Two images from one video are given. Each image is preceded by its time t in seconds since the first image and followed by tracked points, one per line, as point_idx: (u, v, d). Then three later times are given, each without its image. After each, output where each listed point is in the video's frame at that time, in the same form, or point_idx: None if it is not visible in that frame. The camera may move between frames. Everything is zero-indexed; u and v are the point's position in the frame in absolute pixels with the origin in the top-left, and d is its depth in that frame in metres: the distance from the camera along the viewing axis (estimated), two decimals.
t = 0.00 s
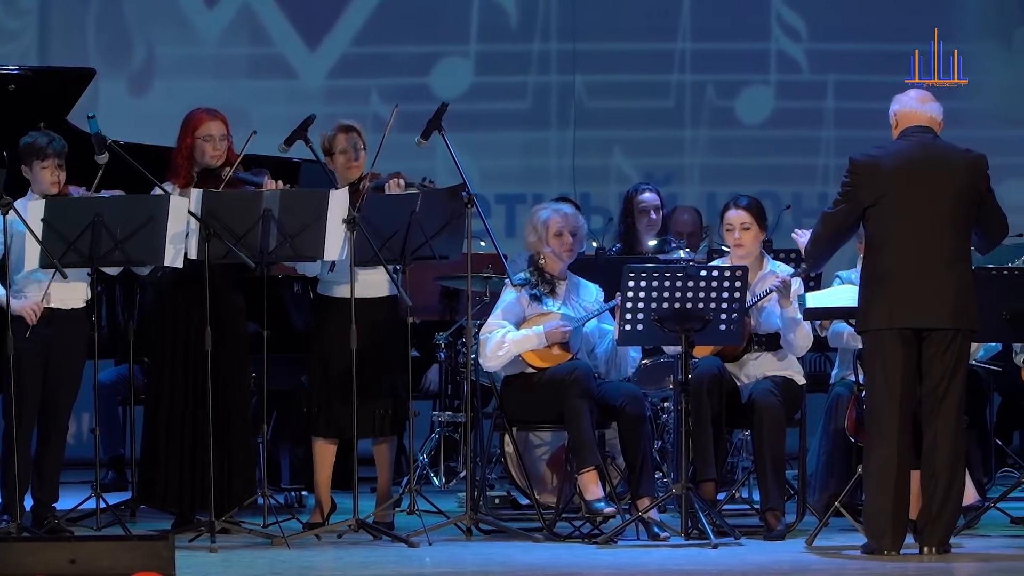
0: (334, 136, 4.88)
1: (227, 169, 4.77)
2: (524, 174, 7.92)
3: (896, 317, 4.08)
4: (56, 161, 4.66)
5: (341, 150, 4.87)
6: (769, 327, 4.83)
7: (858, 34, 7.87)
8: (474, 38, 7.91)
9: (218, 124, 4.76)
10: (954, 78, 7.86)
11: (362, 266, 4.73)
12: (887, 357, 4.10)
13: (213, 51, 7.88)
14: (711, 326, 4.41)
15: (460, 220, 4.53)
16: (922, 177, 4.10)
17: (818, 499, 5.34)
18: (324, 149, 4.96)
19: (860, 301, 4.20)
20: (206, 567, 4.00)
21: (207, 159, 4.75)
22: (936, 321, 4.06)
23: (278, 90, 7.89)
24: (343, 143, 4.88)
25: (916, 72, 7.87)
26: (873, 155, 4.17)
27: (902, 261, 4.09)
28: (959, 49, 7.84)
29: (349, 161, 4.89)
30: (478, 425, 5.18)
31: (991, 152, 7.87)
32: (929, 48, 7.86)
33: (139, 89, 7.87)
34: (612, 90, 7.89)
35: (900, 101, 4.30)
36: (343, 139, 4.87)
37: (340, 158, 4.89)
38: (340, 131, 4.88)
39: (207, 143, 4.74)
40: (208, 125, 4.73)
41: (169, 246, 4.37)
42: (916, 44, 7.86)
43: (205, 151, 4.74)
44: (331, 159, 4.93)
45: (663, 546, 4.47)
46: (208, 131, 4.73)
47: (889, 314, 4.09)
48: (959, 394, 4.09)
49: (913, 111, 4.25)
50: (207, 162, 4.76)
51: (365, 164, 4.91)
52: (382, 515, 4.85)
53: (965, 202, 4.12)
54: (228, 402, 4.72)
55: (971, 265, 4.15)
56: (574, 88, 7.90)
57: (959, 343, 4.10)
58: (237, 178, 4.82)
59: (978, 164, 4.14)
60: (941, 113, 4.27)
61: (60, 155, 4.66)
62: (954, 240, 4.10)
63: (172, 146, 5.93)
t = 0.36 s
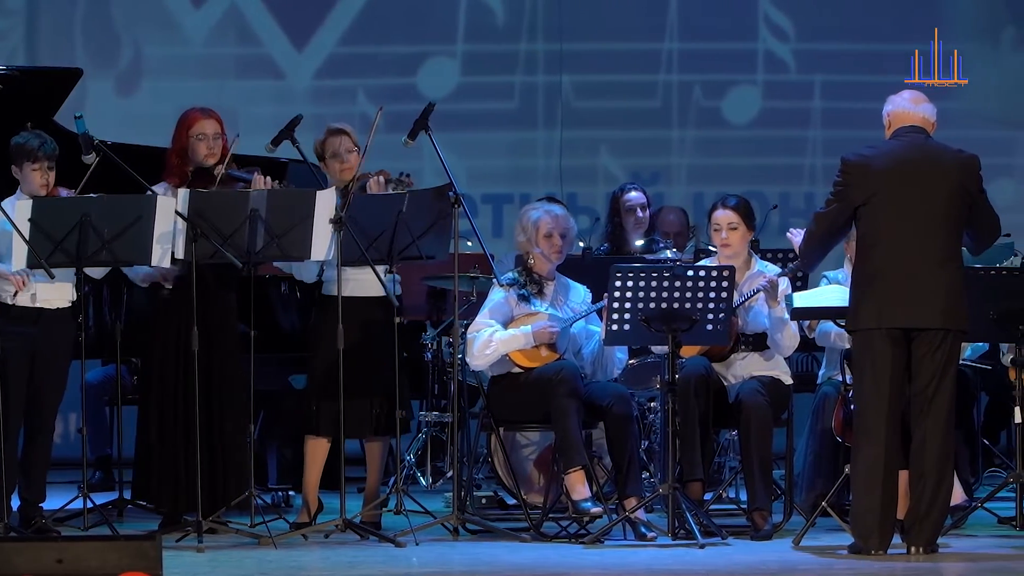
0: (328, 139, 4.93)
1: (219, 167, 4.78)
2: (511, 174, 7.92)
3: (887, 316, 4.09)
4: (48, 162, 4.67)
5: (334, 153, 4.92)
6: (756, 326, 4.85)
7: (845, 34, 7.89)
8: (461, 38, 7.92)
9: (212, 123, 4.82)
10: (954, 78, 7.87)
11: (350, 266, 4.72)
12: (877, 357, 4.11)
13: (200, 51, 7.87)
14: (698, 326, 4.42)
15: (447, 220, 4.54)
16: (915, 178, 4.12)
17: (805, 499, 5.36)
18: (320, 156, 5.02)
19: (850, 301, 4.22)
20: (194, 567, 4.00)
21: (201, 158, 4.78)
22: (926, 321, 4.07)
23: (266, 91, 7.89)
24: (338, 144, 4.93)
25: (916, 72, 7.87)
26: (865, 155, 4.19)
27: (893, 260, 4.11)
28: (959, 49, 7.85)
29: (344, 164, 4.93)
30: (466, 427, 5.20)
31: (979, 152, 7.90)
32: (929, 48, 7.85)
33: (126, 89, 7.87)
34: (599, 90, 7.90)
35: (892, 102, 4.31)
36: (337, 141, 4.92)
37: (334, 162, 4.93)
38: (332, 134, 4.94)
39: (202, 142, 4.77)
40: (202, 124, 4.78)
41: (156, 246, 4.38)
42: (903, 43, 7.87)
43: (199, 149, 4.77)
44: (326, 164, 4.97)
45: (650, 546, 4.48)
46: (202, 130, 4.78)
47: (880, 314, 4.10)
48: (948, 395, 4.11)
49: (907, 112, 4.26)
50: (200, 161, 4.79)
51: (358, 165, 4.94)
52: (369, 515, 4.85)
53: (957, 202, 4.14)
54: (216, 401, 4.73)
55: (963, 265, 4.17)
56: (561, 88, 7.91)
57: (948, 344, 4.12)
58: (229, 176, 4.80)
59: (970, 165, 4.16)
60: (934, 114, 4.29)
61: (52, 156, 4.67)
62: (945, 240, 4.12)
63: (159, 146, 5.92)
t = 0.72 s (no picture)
0: (330, 137, 4.94)
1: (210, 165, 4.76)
2: (500, 174, 7.93)
3: (880, 316, 4.11)
4: (33, 163, 4.66)
5: (334, 149, 4.94)
6: (745, 327, 4.88)
7: (833, 34, 7.90)
8: (449, 38, 7.92)
9: (206, 121, 4.77)
10: (954, 78, 7.87)
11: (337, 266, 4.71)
12: (869, 357, 4.13)
13: (189, 52, 7.87)
14: (686, 326, 4.44)
15: (436, 220, 4.54)
16: (908, 178, 4.14)
17: (793, 499, 5.38)
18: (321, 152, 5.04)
19: (842, 301, 4.23)
20: (183, 567, 4.00)
21: (194, 156, 4.77)
22: (919, 320, 4.09)
23: (254, 91, 7.89)
24: (339, 142, 4.94)
25: (916, 72, 7.87)
26: (858, 155, 4.20)
27: (886, 260, 4.13)
28: (959, 49, 7.87)
29: (343, 161, 4.95)
30: (454, 427, 5.21)
31: (968, 152, 7.92)
32: (929, 48, 7.86)
33: (115, 89, 7.87)
34: (587, 90, 7.91)
35: (887, 103, 4.33)
36: (340, 139, 4.94)
37: (333, 158, 4.95)
38: (336, 132, 4.96)
39: (195, 140, 4.75)
40: (195, 123, 4.75)
41: (146, 246, 4.39)
42: (892, 43, 7.88)
43: (192, 148, 4.75)
44: (326, 161, 4.99)
45: (638, 546, 4.50)
46: (196, 128, 4.75)
47: (873, 314, 4.12)
48: (940, 395, 4.13)
49: (901, 112, 4.29)
50: (194, 159, 4.78)
51: (357, 164, 4.94)
52: (358, 515, 4.85)
53: (950, 203, 4.16)
54: (208, 401, 4.73)
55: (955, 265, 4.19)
56: (549, 89, 7.92)
57: (940, 344, 4.13)
58: (219, 173, 4.85)
59: (962, 165, 4.18)
60: (929, 115, 4.30)
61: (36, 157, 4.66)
62: (938, 241, 4.14)
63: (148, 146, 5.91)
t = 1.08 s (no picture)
0: (338, 136, 4.93)
1: (203, 168, 4.75)
2: (491, 175, 7.94)
3: (874, 316, 4.12)
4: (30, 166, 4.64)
5: (339, 148, 4.93)
6: (739, 328, 4.89)
7: (825, 34, 7.91)
8: (441, 38, 7.92)
9: (201, 124, 4.81)
10: (954, 78, 7.89)
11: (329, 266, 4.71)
12: (863, 357, 4.14)
13: (180, 51, 7.87)
14: (678, 326, 4.45)
15: (428, 219, 4.51)
16: (902, 179, 4.15)
17: (785, 500, 5.39)
18: (325, 147, 5.03)
19: (836, 301, 4.24)
20: (175, 567, 4.00)
21: (190, 160, 4.79)
22: (913, 321, 4.10)
23: (246, 91, 7.90)
24: (345, 142, 4.93)
25: (916, 72, 7.88)
26: (853, 154, 4.21)
27: (881, 259, 4.14)
28: (959, 49, 7.88)
29: (346, 161, 4.95)
30: (446, 428, 5.21)
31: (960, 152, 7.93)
32: (929, 48, 7.87)
33: (107, 89, 7.87)
34: (578, 90, 7.91)
35: (882, 104, 4.34)
36: (345, 139, 4.92)
37: (337, 157, 4.95)
38: (342, 130, 4.94)
39: (190, 144, 4.78)
40: (191, 126, 4.78)
41: (136, 246, 4.37)
42: (883, 43, 7.88)
43: (187, 152, 4.78)
44: (328, 156, 4.98)
45: (630, 546, 4.51)
46: (191, 132, 4.78)
47: (866, 314, 4.13)
48: (933, 395, 4.14)
49: (897, 112, 4.30)
50: (189, 163, 4.80)
51: (360, 166, 4.95)
52: (350, 516, 4.86)
53: (945, 204, 4.17)
54: (199, 401, 4.74)
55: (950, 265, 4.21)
56: (541, 89, 7.92)
57: (934, 344, 4.14)
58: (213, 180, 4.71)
59: (957, 166, 4.19)
60: (924, 116, 4.32)
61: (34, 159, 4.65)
62: (933, 241, 4.15)
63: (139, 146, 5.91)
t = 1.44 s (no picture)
0: (343, 137, 4.91)
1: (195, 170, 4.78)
2: (482, 175, 7.95)
3: (862, 316, 4.13)
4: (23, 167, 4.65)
5: (342, 150, 4.93)
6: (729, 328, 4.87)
7: (816, 34, 7.91)
8: (432, 38, 7.93)
9: (191, 125, 4.81)
10: (954, 78, 7.88)
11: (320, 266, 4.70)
12: (850, 357, 4.16)
13: (172, 51, 7.88)
14: (669, 326, 4.44)
15: (419, 219, 4.53)
16: (890, 179, 4.16)
17: (775, 499, 5.40)
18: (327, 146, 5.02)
19: (825, 301, 4.26)
20: (166, 567, 4.00)
21: (180, 162, 4.80)
22: (901, 321, 4.12)
23: (237, 91, 7.90)
24: (349, 144, 4.93)
25: (916, 72, 7.88)
26: (841, 155, 4.23)
27: (869, 260, 4.15)
28: (959, 49, 7.88)
29: (346, 162, 4.95)
30: (437, 428, 5.22)
31: (950, 151, 7.93)
32: (929, 48, 7.87)
33: (98, 89, 7.88)
34: (568, 90, 7.92)
35: (872, 106, 4.37)
36: (351, 141, 4.92)
37: (338, 158, 4.94)
38: (348, 132, 4.93)
39: (180, 145, 4.78)
40: (181, 127, 4.78)
41: (128, 247, 4.38)
42: (874, 43, 7.88)
43: (177, 152, 4.79)
44: (329, 156, 4.98)
45: (621, 546, 4.52)
46: (181, 132, 4.79)
47: (854, 314, 4.14)
48: (922, 395, 4.16)
49: (885, 113, 4.32)
50: (180, 164, 4.80)
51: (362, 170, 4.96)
52: (340, 516, 4.86)
53: (933, 205, 4.18)
54: (190, 401, 4.74)
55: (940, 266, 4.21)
56: (532, 89, 7.93)
57: (923, 344, 4.16)
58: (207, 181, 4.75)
59: (945, 167, 4.20)
60: (913, 118, 4.34)
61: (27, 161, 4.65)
62: (920, 242, 4.16)
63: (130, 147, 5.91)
